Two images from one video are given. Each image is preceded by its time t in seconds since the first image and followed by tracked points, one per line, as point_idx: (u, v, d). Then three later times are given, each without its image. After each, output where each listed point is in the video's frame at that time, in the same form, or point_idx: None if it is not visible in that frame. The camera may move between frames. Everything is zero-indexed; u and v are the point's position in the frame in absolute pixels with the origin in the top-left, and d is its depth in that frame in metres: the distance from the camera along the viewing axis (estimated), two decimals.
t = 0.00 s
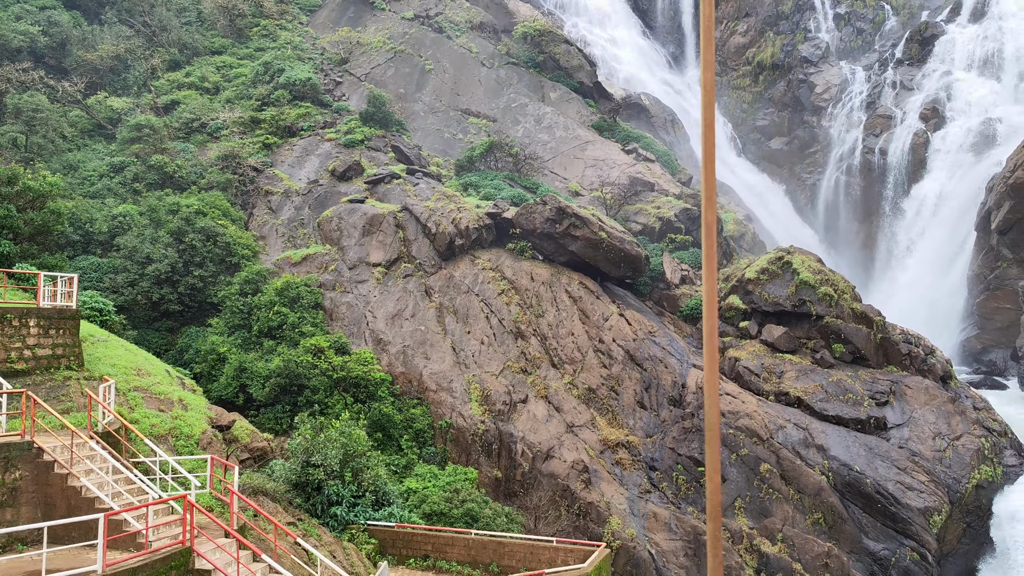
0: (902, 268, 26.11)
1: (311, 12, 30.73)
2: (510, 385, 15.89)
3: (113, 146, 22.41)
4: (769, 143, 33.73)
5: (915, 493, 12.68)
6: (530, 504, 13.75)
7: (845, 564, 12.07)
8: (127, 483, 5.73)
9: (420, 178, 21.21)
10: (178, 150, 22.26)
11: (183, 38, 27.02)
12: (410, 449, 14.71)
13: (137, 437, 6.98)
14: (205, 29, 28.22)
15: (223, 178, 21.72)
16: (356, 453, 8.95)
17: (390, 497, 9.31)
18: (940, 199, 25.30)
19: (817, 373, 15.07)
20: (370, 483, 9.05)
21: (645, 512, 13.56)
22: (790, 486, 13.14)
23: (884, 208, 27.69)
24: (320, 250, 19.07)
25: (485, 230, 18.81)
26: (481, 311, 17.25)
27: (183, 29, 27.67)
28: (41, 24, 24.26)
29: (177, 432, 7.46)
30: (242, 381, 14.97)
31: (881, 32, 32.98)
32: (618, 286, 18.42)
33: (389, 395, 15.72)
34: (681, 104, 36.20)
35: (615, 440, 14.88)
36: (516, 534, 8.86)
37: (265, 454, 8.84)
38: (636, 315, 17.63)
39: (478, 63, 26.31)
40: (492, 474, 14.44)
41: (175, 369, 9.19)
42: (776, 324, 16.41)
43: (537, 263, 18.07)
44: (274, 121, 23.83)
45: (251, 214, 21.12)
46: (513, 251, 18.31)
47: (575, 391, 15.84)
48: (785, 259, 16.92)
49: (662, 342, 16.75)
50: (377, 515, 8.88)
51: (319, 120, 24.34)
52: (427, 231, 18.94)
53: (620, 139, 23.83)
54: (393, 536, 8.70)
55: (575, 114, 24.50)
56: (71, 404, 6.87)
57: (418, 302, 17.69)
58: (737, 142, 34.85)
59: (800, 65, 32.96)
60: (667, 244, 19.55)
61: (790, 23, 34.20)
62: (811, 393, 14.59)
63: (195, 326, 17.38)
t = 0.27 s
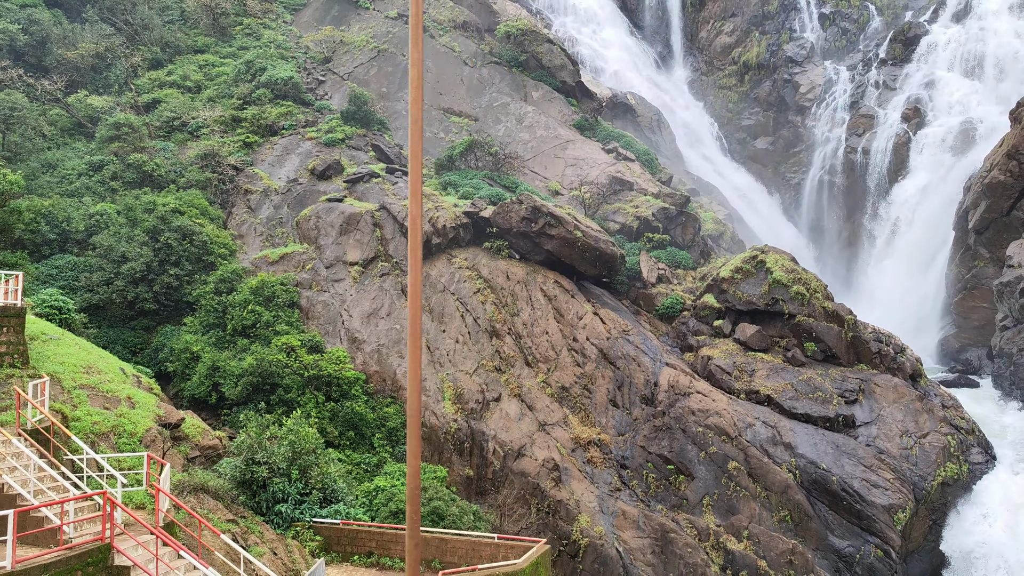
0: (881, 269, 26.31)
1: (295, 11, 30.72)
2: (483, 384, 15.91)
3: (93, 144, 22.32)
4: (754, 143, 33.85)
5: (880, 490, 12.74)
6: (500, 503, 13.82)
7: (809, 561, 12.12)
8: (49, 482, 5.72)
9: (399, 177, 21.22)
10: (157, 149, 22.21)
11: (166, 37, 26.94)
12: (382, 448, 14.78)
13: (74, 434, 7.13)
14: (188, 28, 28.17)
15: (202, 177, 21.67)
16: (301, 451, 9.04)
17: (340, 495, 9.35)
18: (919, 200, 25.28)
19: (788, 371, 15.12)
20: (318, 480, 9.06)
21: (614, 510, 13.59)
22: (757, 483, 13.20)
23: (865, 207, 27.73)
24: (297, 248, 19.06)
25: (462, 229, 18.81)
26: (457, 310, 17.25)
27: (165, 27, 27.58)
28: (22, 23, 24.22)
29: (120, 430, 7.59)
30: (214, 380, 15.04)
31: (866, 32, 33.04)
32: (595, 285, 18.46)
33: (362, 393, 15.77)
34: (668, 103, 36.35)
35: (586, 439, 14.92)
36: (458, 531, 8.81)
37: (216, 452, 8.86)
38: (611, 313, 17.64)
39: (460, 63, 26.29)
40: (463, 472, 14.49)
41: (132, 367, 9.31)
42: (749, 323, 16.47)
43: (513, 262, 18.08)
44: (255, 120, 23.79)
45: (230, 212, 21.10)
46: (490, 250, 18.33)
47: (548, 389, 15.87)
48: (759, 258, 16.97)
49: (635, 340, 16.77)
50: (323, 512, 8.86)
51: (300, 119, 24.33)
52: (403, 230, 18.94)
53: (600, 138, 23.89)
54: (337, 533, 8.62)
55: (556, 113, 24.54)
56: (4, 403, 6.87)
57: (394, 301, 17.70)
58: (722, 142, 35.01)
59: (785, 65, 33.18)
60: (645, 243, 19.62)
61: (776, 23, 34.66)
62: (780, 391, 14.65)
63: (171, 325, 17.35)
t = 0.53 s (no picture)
0: (861, 271, 26.42)
1: (279, 10, 30.73)
2: (457, 383, 15.94)
3: (72, 143, 22.23)
4: (739, 143, 34.03)
5: (845, 488, 12.80)
6: (470, 502, 13.86)
7: (774, 559, 12.18)
8: None
9: (378, 176, 21.23)
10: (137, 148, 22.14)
11: (148, 36, 26.92)
12: (354, 446, 14.82)
13: (11, 435, 7.28)
14: (171, 27, 28.13)
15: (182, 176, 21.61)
16: (248, 450, 8.86)
17: (291, 493, 9.28)
18: (899, 201, 25.30)
19: (759, 370, 15.18)
20: (265, 478, 8.91)
21: (583, 508, 13.64)
22: (724, 482, 13.26)
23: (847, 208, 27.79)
24: (275, 248, 19.06)
25: (439, 228, 18.83)
26: (432, 309, 17.27)
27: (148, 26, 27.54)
28: (2, 21, 24.14)
29: (63, 428, 7.73)
30: (187, 379, 15.04)
31: (850, 33, 32.90)
32: (571, 284, 18.51)
33: (336, 392, 15.76)
34: (655, 103, 36.51)
35: (558, 437, 14.97)
36: (400, 527, 8.53)
37: (166, 450, 8.98)
38: (587, 312, 17.69)
39: (443, 62, 26.33)
40: (435, 470, 14.55)
41: (93, 368, 9.54)
42: (722, 322, 16.53)
43: (490, 261, 18.12)
44: (236, 119, 23.77)
45: (209, 212, 21.06)
46: (466, 250, 18.35)
47: (521, 388, 15.90)
48: (733, 257, 17.04)
49: (610, 339, 16.82)
50: (270, 510, 8.76)
51: (282, 118, 24.35)
52: (381, 229, 18.96)
53: (581, 138, 23.97)
54: (282, 531, 8.53)
55: (538, 113, 24.60)
56: None
57: (370, 300, 17.70)
58: (708, 142, 35.28)
59: (771, 65, 33.41)
60: (622, 243, 19.69)
61: (761, 24, 34.85)
62: (751, 390, 14.71)
63: (147, 324, 17.33)
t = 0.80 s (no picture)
0: (841, 272, 26.50)
1: (264, 9, 30.74)
2: (431, 382, 15.95)
3: (51, 142, 22.12)
4: (724, 143, 34.18)
5: (811, 486, 12.86)
6: (441, 501, 13.90)
7: (739, 557, 12.25)
8: None
9: (357, 176, 21.25)
10: (117, 147, 22.06)
11: (131, 35, 26.91)
12: (326, 445, 14.84)
13: None
14: (155, 26, 28.09)
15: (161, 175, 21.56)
16: (195, 450, 8.82)
17: (238, 491, 9.19)
18: (879, 202, 25.35)
19: (730, 369, 15.25)
20: (212, 476, 8.88)
21: (553, 507, 13.68)
22: (692, 480, 13.32)
23: (829, 209, 27.83)
24: (253, 247, 19.06)
25: (417, 228, 18.85)
26: (408, 308, 17.29)
27: (130, 26, 27.51)
28: None
29: (6, 426, 7.95)
30: (159, 378, 15.01)
31: (834, 33, 32.94)
32: (548, 283, 18.57)
33: (309, 391, 15.75)
34: (641, 103, 36.67)
35: (530, 436, 15.02)
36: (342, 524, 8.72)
37: (116, 449, 9.37)
38: (563, 311, 17.75)
39: (427, 62, 26.36)
40: (407, 469, 14.58)
41: (54, 369, 9.89)
42: (696, 321, 16.60)
43: (466, 260, 18.15)
44: (217, 118, 23.76)
45: (188, 211, 21.04)
46: (443, 249, 18.39)
47: (495, 387, 15.92)
48: (707, 256, 17.11)
49: (584, 338, 16.86)
50: (216, 507, 8.70)
51: (264, 117, 24.37)
52: (358, 228, 18.99)
53: (563, 138, 24.04)
54: (228, 529, 8.54)
55: (519, 113, 24.64)
56: None
57: (346, 299, 17.71)
58: (694, 142, 35.46)
59: (756, 66, 33.55)
60: (600, 242, 19.76)
61: (747, 24, 35.00)
62: (721, 389, 14.77)
63: (122, 323, 17.30)
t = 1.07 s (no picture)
0: (823, 272, 26.60)
1: (249, 8, 30.74)
2: (405, 380, 15.97)
3: (31, 140, 22.00)
4: (710, 143, 34.28)
5: (778, 483, 12.94)
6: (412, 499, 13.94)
7: (704, 554, 12.32)
8: None
9: (337, 175, 21.25)
10: (96, 146, 21.96)
11: (114, 34, 26.85)
12: (299, 444, 14.81)
13: None
14: (138, 25, 28.04)
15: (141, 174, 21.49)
16: (144, 447, 8.98)
17: (185, 489, 9.51)
18: (861, 202, 25.41)
19: (702, 368, 15.31)
20: (159, 474, 9.11)
21: (523, 505, 13.72)
22: (660, 478, 13.39)
23: (812, 209, 27.89)
24: (231, 246, 19.05)
25: (394, 227, 18.85)
26: (383, 307, 17.32)
27: (113, 24, 27.45)
28: None
29: None
30: (132, 377, 14.95)
31: (820, 33, 33.01)
32: (525, 282, 18.63)
33: (284, 390, 15.73)
34: (628, 103, 36.74)
35: (503, 434, 15.07)
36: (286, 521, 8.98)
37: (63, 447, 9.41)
38: (539, 310, 17.79)
39: (410, 61, 26.36)
40: (380, 468, 14.60)
41: (8, 366, 10.08)
42: (670, 320, 16.66)
43: (443, 260, 18.18)
44: (199, 117, 23.73)
45: (167, 210, 20.99)
46: (421, 248, 18.42)
47: (469, 386, 15.95)
48: (682, 255, 17.18)
49: (559, 337, 16.89)
50: (163, 505, 8.97)
51: (245, 116, 24.38)
52: (336, 227, 19.02)
53: (544, 137, 24.09)
54: (173, 526, 8.77)
55: (501, 112, 24.67)
56: None
57: (323, 298, 17.72)
58: (681, 141, 35.54)
59: (742, 65, 33.70)
60: (578, 241, 19.82)
61: (733, 24, 35.12)
62: (692, 387, 14.84)
63: (98, 322, 17.25)
